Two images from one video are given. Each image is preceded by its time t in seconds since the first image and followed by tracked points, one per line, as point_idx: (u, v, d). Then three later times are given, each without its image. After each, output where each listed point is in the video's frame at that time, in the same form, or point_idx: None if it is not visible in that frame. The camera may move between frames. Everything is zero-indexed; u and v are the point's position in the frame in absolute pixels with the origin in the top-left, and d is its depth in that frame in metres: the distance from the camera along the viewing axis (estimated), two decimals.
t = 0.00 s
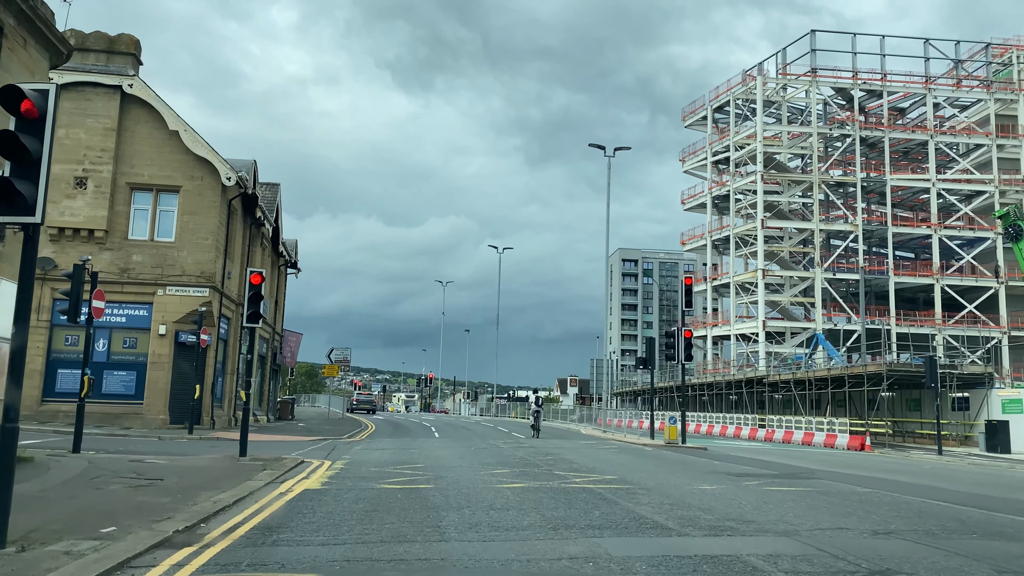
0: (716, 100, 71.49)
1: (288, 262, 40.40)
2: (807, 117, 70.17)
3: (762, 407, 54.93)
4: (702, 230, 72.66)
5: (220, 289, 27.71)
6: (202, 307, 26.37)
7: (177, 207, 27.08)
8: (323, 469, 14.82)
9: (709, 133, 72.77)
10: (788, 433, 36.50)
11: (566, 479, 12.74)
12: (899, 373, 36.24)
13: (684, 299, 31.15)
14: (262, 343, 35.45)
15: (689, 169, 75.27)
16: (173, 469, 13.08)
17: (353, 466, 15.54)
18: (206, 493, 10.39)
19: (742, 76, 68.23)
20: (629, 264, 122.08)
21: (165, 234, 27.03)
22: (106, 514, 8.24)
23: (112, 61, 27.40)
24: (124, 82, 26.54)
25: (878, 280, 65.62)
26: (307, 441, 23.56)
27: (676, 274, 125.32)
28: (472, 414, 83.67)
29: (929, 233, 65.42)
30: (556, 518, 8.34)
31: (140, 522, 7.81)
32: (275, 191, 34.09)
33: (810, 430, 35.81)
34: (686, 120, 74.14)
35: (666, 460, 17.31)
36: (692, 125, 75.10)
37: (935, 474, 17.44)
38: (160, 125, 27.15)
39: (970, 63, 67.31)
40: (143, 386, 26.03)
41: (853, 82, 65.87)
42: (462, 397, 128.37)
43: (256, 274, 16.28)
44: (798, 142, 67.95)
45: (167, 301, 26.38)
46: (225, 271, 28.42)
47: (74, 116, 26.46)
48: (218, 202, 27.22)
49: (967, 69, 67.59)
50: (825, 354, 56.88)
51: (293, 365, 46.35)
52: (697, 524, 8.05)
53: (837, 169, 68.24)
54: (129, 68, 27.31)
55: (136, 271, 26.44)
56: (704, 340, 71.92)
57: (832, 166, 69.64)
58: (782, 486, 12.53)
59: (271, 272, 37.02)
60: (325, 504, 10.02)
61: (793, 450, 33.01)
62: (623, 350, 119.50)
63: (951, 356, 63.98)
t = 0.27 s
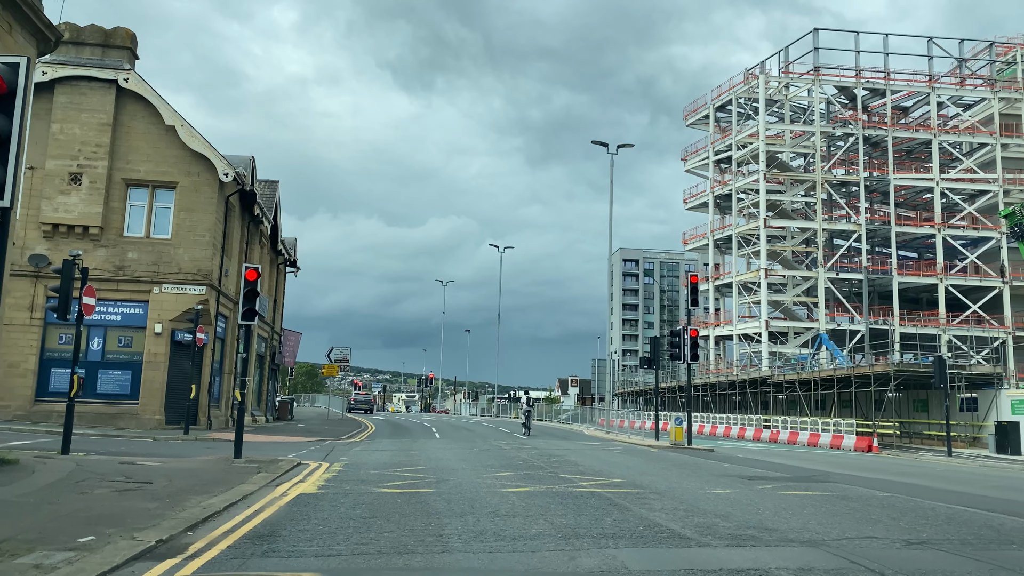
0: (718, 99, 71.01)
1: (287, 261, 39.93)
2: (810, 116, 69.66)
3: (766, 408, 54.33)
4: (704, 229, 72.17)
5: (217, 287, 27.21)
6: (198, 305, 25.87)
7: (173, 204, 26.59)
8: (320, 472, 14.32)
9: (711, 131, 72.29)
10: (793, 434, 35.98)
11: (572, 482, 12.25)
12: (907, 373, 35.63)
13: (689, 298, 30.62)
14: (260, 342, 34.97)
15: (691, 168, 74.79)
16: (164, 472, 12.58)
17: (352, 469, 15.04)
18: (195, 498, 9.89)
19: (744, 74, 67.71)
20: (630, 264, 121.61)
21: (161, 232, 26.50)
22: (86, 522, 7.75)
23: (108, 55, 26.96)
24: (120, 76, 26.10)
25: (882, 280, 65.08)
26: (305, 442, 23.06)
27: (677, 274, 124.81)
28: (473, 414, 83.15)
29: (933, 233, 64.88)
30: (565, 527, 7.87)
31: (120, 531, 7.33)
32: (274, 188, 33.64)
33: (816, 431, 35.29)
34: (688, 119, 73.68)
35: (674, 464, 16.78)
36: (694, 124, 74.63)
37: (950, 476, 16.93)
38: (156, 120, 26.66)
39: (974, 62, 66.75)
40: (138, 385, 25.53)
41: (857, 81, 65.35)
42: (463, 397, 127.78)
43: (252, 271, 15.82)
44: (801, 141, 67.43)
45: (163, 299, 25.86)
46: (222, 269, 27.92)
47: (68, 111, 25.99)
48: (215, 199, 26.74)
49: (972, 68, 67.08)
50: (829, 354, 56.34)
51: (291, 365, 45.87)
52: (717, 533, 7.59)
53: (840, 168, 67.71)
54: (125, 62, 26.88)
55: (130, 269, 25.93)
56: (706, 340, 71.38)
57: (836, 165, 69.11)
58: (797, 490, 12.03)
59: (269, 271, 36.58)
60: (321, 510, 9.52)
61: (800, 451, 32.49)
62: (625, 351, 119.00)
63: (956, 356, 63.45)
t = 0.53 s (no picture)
0: (720, 97, 70.54)
1: (285, 260, 39.49)
2: (813, 115, 69.19)
3: (770, 409, 53.78)
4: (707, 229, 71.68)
5: (214, 284, 26.78)
6: (195, 303, 25.45)
7: (169, 201, 26.17)
8: (317, 474, 13.89)
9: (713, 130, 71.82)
10: (797, 435, 35.53)
11: (578, 486, 11.79)
12: (914, 373, 35.07)
13: (694, 297, 30.20)
14: (258, 342, 34.59)
15: (693, 167, 74.31)
16: (155, 474, 12.16)
17: (350, 471, 14.57)
18: (186, 502, 9.46)
19: (747, 73, 67.19)
20: (631, 264, 121.14)
21: (157, 229, 26.08)
22: (66, 528, 7.32)
23: (103, 50, 26.53)
24: (116, 71, 25.68)
25: (886, 280, 64.59)
26: (304, 444, 22.61)
27: (678, 274, 124.32)
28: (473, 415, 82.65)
29: (937, 233, 64.38)
30: (575, 534, 7.44)
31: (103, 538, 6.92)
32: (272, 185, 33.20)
33: (821, 431, 34.83)
34: (690, 118, 73.22)
35: (681, 466, 16.30)
36: (696, 123, 74.16)
37: (965, 479, 16.49)
38: (152, 115, 26.25)
39: (977, 60, 66.25)
40: (134, 385, 25.12)
41: (860, 79, 64.85)
42: (463, 398, 127.24)
43: (248, 266, 15.41)
44: (804, 140, 66.95)
45: (159, 297, 25.45)
46: (220, 267, 27.51)
47: (63, 106, 25.57)
48: (212, 196, 26.33)
49: (975, 66, 66.60)
50: (833, 354, 55.85)
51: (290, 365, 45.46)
52: (736, 541, 7.15)
53: (844, 167, 67.24)
54: (120, 56, 26.46)
55: (126, 267, 25.51)
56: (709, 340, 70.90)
57: (838, 164, 68.62)
58: (811, 493, 11.60)
59: (268, 270, 36.16)
60: (317, 515, 9.08)
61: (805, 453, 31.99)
62: (625, 351, 118.52)
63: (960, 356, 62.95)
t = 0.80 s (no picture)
0: (722, 96, 70.19)
1: (284, 259, 39.14)
2: (815, 114, 68.80)
3: (773, 410, 53.41)
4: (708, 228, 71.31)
5: (211, 283, 26.43)
6: (192, 302, 25.12)
7: (165, 199, 25.83)
8: (314, 476, 13.53)
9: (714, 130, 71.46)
10: (800, 436, 35.12)
11: (583, 489, 11.44)
12: (918, 374, 34.60)
13: (697, 297, 29.83)
14: (257, 342, 34.25)
15: (695, 167, 73.96)
16: (147, 476, 11.80)
17: (347, 473, 14.18)
18: (177, 506, 9.12)
19: (748, 72, 66.78)
20: (631, 264, 120.81)
21: (153, 227, 25.74)
22: (48, 535, 6.98)
23: (99, 45, 26.21)
24: (112, 67, 25.35)
25: (888, 280, 64.22)
26: (302, 445, 22.27)
27: (678, 274, 123.98)
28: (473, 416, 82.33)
29: (939, 232, 63.99)
30: (582, 541, 7.10)
31: (86, 546, 6.57)
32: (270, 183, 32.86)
33: (824, 433, 34.43)
34: (691, 117, 72.89)
35: (685, 468, 15.93)
36: (697, 122, 73.82)
37: (975, 482, 16.11)
38: (149, 112, 25.92)
39: (980, 59, 65.86)
40: (130, 385, 24.80)
41: (862, 78, 64.43)
42: (463, 398, 126.89)
43: (244, 264, 15.05)
44: (806, 139, 66.57)
45: (155, 296, 25.11)
46: (217, 266, 27.18)
47: (59, 103, 25.23)
48: (209, 193, 25.99)
49: (978, 66, 66.19)
50: (834, 354, 55.48)
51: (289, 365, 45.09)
52: (751, 549, 6.81)
53: (846, 167, 66.86)
54: (116, 52, 26.15)
55: (122, 265, 25.17)
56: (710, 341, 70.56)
57: (840, 163, 68.24)
58: (822, 497, 11.24)
59: (266, 269, 35.82)
60: (312, 520, 8.73)
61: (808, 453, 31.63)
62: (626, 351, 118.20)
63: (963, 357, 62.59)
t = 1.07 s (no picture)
0: (723, 95, 69.86)
1: (284, 258, 38.88)
2: (816, 114, 68.50)
3: (776, 411, 53.05)
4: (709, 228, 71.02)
5: (209, 282, 26.18)
6: (190, 302, 24.85)
7: (163, 196, 25.56)
8: (312, 478, 13.25)
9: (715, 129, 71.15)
10: (804, 437, 34.86)
11: (588, 492, 11.16)
12: (922, 375, 34.25)
13: (700, 296, 29.54)
14: (256, 341, 33.99)
15: (696, 166, 73.64)
16: (141, 479, 11.53)
17: (348, 475, 13.94)
18: (171, 510, 8.86)
19: (750, 71, 66.44)
20: (631, 265, 120.54)
21: (151, 225, 25.47)
22: (34, 540, 6.71)
23: (96, 42, 25.98)
24: (109, 64, 25.11)
25: (890, 280, 63.90)
26: (300, 446, 22.03)
27: (678, 275, 123.68)
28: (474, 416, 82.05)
29: (941, 232, 63.65)
30: (589, 548, 6.83)
31: (73, 552, 6.33)
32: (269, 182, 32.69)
33: (827, 434, 34.15)
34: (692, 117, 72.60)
35: (689, 471, 15.62)
36: (698, 121, 73.52)
37: (986, 483, 15.81)
38: (146, 109, 25.65)
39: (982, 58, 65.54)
40: (127, 385, 24.54)
41: (863, 78, 64.05)
42: (462, 399, 126.57)
43: (241, 261, 14.84)
44: (807, 139, 66.23)
45: (153, 295, 24.84)
46: (215, 265, 26.91)
47: (55, 99, 24.97)
48: (207, 191, 25.73)
49: (980, 65, 65.83)
50: (837, 355, 55.17)
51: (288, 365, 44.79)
52: (765, 556, 6.56)
53: (847, 166, 66.57)
54: (114, 49, 25.91)
55: (118, 264, 24.89)
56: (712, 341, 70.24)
57: (842, 163, 67.93)
58: (832, 500, 10.96)
59: (265, 268, 35.58)
60: (310, 525, 8.46)
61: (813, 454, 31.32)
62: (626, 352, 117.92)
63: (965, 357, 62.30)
